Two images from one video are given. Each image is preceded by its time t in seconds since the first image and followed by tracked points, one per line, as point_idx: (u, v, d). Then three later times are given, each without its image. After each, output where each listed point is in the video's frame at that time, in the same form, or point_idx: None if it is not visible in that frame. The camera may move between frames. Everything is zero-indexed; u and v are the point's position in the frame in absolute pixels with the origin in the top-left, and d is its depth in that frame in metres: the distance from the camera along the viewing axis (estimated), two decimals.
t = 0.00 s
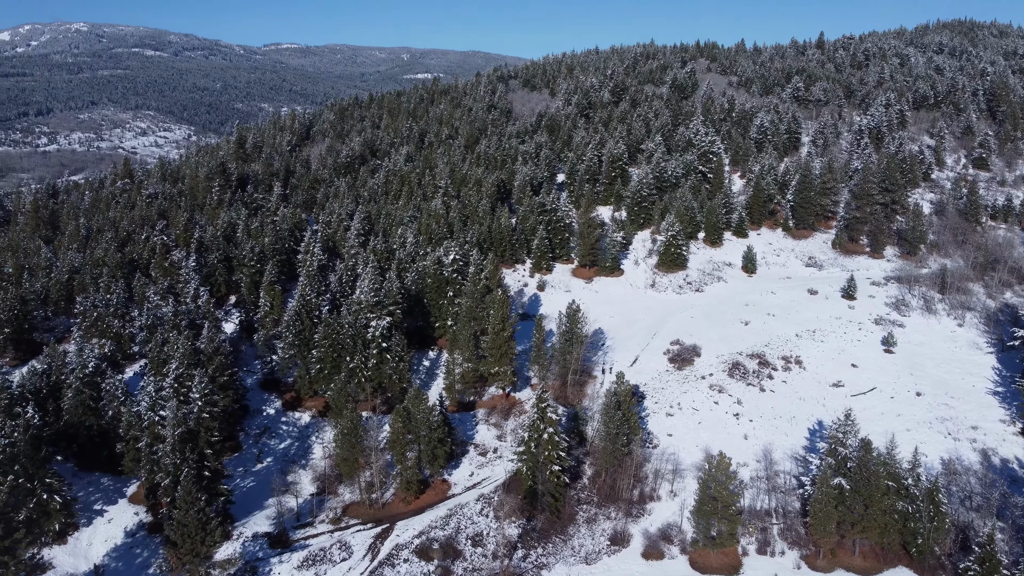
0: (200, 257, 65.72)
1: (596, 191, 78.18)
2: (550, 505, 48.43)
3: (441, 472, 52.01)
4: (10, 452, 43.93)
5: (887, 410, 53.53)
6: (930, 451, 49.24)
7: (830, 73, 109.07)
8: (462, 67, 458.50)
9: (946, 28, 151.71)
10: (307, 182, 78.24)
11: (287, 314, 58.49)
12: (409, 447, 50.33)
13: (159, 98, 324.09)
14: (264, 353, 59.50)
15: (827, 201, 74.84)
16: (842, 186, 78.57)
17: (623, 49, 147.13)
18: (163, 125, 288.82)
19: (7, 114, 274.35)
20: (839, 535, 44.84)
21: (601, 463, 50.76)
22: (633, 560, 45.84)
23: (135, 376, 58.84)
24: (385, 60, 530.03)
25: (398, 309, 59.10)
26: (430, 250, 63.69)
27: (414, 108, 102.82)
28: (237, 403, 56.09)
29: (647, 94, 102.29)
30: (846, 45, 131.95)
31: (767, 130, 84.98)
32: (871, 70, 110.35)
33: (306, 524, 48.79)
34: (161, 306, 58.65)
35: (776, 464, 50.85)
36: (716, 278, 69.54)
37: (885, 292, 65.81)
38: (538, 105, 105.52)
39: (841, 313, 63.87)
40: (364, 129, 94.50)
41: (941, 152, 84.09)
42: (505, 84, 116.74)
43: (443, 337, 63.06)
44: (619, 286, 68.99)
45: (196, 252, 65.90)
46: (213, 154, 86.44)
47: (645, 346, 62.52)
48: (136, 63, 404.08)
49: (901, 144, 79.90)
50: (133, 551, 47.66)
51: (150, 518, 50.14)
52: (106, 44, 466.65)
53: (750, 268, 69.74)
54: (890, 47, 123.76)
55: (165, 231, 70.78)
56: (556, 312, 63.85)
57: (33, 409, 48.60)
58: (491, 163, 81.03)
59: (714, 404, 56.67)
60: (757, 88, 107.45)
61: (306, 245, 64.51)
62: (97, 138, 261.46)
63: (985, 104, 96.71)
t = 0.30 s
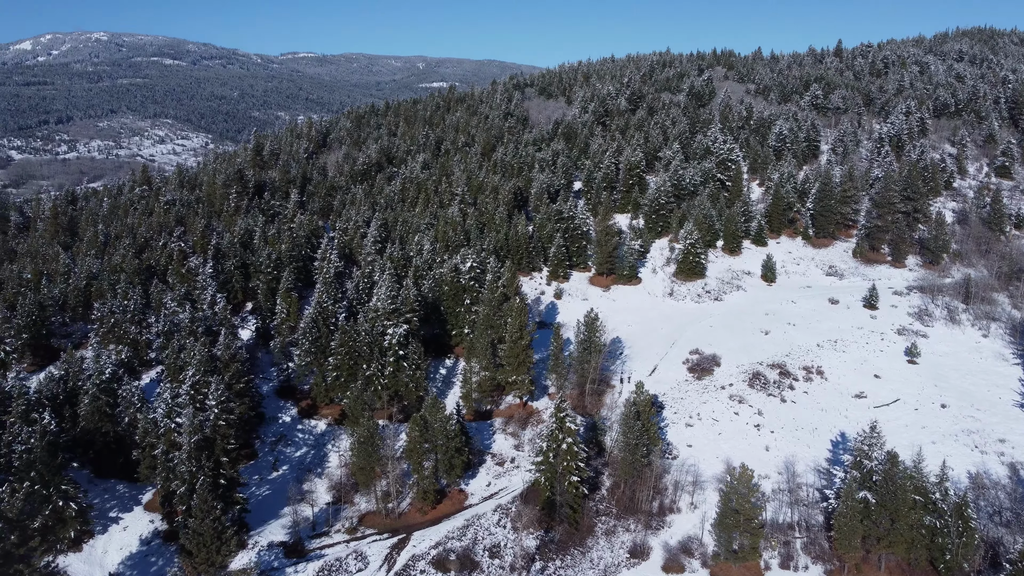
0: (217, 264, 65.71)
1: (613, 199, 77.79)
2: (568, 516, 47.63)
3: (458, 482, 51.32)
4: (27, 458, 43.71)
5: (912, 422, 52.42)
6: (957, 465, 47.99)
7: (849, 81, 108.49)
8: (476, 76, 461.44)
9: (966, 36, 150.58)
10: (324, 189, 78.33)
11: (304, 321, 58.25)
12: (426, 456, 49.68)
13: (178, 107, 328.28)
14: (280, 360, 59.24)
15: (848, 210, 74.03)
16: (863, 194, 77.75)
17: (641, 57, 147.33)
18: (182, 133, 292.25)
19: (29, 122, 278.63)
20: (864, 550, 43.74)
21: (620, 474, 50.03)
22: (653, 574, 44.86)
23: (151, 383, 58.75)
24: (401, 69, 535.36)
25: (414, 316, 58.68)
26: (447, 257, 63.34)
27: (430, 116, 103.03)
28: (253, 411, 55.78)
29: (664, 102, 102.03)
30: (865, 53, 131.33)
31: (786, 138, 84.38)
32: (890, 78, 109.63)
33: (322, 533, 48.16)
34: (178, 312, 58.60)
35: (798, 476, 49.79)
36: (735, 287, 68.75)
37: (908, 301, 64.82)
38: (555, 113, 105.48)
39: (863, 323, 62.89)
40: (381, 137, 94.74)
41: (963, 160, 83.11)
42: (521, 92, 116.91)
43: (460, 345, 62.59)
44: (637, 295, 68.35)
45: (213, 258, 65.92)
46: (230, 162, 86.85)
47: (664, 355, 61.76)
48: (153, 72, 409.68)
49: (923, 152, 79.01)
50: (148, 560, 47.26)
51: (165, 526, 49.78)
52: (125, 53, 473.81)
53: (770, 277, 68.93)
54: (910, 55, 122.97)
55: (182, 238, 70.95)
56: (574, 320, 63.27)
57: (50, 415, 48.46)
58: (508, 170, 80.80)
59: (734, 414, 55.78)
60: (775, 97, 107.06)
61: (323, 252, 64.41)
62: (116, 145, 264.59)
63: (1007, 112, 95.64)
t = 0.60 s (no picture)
0: (233, 271, 65.63)
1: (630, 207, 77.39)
2: (586, 528, 46.66)
3: (475, 492, 50.61)
4: (43, 465, 43.49)
5: (936, 434, 51.27)
6: (984, 479, 46.67)
7: (867, 89, 107.94)
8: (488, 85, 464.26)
9: (986, 43, 149.65)
10: (340, 196, 78.37)
11: (320, 328, 58.00)
12: (443, 466, 49.00)
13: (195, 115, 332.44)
14: (296, 368, 58.96)
15: (868, 218, 73.21)
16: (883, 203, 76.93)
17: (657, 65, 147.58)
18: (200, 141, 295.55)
19: (48, 130, 282.86)
20: (890, 566, 42.40)
21: (640, 485, 49.16)
22: None
23: (167, 390, 58.59)
24: (415, 78, 540.47)
25: (431, 324, 58.26)
26: (464, 264, 62.98)
27: (446, 124, 103.26)
28: (268, 418, 55.43)
29: (681, 110, 101.76)
30: (882, 61, 130.73)
31: (804, 146, 83.83)
32: (909, 86, 108.96)
33: (338, 543, 47.43)
34: (194, 319, 58.48)
35: (821, 489, 48.68)
36: (754, 296, 67.96)
37: (930, 311, 63.82)
38: (570, 121, 105.47)
39: (885, 333, 61.88)
40: (396, 144, 94.96)
41: (985, 169, 82.16)
42: (536, 100, 117.07)
43: (476, 354, 62.08)
44: (655, 303, 67.72)
45: (229, 265, 65.89)
46: (247, 169, 87.22)
47: (683, 364, 60.98)
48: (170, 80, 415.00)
49: (944, 160, 78.16)
50: (162, 569, 46.76)
51: (180, 535, 49.37)
52: (142, 62, 481.04)
53: (789, 286, 68.10)
54: (929, 63, 122.24)
55: (199, 245, 71.06)
56: (592, 328, 62.65)
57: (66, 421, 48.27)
58: (524, 178, 80.60)
59: (754, 425, 54.84)
60: (793, 104, 106.66)
61: (339, 259, 64.26)
62: (133, 153, 267.76)
63: None
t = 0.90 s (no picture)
0: (249, 278, 65.52)
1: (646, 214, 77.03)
2: (604, 540, 45.35)
3: (491, 502, 49.86)
4: (58, 472, 42.94)
5: (961, 446, 49.87)
6: (1012, 492, 44.76)
7: (886, 96, 107.35)
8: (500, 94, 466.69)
9: (1006, 51, 148.57)
10: (355, 203, 78.40)
11: (335, 336, 57.72)
12: (459, 475, 48.27)
13: (212, 124, 336.60)
14: (311, 375, 58.63)
15: (888, 226, 72.38)
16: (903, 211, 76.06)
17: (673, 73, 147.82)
18: (216, 149, 298.72)
19: (67, 138, 286.92)
20: None
21: (658, 497, 48.12)
22: None
23: (182, 397, 58.38)
24: (428, 87, 544.74)
25: (447, 331, 57.78)
26: (480, 272, 62.62)
27: (462, 131, 103.50)
28: (283, 426, 55.02)
29: (697, 117, 101.51)
30: (900, 69, 130.13)
31: (823, 153, 83.29)
32: (928, 94, 108.28)
33: (353, 553, 46.65)
34: (210, 325, 58.35)
35: (843, 501, 47.38)
36: (773, 304, 67.17)
37: (953, 320, 62.74)
38: (586, 128, 105.44)
39: (907, 343, 60.85)
40: (412, 152, 95.17)
41: (1007, 177, 81.14)
42: (551, 107, 117.25)
43: (492, 362, 61.57)
44: (672, 312, 67.07)
45: (245, 272, 65.82)
46: (264, 176, 87.55)
47: (701, 374, 60.21)
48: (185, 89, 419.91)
49: (966, 168, 77.26)
50: None
51: (195, 543, 48.89)
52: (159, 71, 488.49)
53: (809, 294, 67.25)
54: (948, 71, 121.43)
55: (214, 251, 71.14)
56: (609, 337, 62.01)
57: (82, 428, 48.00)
58: (540, 185, 80.41)
59: (774, 436, 53.87)
60: (810, 112, 106.32)
61: (355, 266, 64.07)
62: (150, 161, 271.15)
63: None
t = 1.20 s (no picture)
0: (264, 285, 65.44)
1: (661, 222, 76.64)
2: (622, 552, 44.34)
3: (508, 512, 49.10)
4: (72, 479, 42.60)
5: (987, 458, 48.75)
6: None
7: (903, 103, 106.79)
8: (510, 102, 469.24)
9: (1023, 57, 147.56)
10: (370, 211, 78.35)
11: (350, 343, 57.37)
12: (475, 484, 47.59)
13: (226, 133, 340.22)
14: (326, 383, 58.27)
15: (908, 234, 71.57)
16: (923, 218, 75.21)
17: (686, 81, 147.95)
18: (231, 157, 301.86)
19: (83, 146, 290.42)
20: None
21: (677, 507, 47.12)
22: None
23: (196, 404, 58.20)
24: (440, 96, 548.80)
25: (462, 339, 57.29)
26: (495, 279, 62.22)
27: (476, 139, 103.72)
28: (298, 434, 54.60)
29: (712, 125, 101.19)
30: (916, 77, 129.55)
31: (840, 161, 82.95)
32: (946, 101, 107.61)
33: (368, 563, 45.90)
34: (225, 332, 58.15)
35: (867, 514, 46.22)
36: (791, 313, 66.38)
37: (975, 330, 61.73)
38: (600, 136, 105.47)
39: (928, 352, 59.94)
40: (426, 159, 95.33)
41: None
42: (565, 115, 117.34)
43: (508, 370, 61.00)
44: (689, 320, 66.39)
45: (260, 279, 65.73)
46: (279, 183, 87.84)
47: (719, 383, 59.43)
48: (198, 99, 424.50)
49: (986, 175, 76.37)
50: None
51: (209, 552, 48.43)
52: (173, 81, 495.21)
53: (828, 303, 66.44)
54: (966, 78, 120.63)
55: (229, 258, 71.19)
56: (626, 345, 61.37)
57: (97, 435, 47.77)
58: (555, 192, 80.18)
59: (795, 446, 52.94)
60: (826, 119, 105.96)
61: (370, 273, 63.86)
62: (166, 170, 274.27)
63: None
